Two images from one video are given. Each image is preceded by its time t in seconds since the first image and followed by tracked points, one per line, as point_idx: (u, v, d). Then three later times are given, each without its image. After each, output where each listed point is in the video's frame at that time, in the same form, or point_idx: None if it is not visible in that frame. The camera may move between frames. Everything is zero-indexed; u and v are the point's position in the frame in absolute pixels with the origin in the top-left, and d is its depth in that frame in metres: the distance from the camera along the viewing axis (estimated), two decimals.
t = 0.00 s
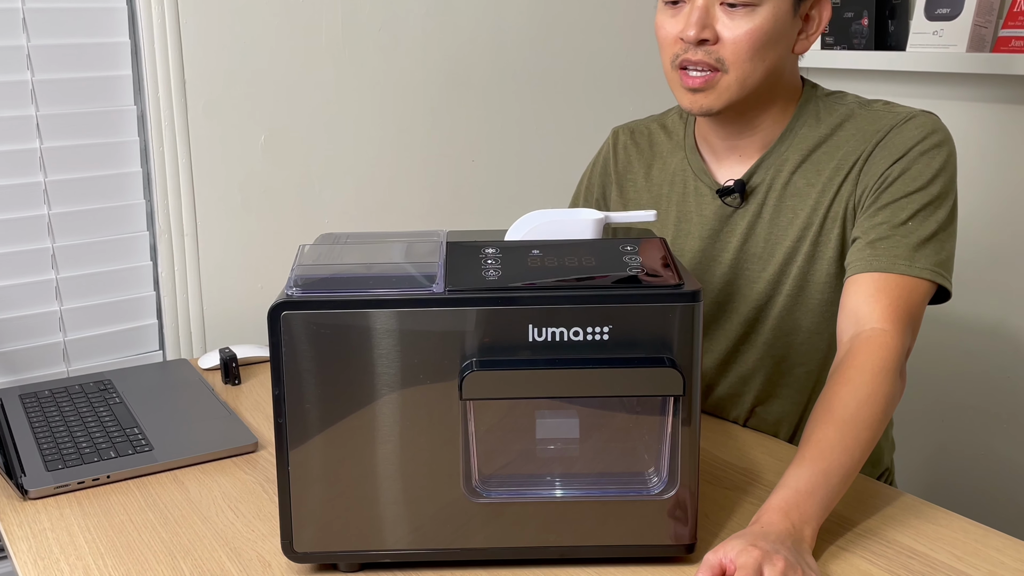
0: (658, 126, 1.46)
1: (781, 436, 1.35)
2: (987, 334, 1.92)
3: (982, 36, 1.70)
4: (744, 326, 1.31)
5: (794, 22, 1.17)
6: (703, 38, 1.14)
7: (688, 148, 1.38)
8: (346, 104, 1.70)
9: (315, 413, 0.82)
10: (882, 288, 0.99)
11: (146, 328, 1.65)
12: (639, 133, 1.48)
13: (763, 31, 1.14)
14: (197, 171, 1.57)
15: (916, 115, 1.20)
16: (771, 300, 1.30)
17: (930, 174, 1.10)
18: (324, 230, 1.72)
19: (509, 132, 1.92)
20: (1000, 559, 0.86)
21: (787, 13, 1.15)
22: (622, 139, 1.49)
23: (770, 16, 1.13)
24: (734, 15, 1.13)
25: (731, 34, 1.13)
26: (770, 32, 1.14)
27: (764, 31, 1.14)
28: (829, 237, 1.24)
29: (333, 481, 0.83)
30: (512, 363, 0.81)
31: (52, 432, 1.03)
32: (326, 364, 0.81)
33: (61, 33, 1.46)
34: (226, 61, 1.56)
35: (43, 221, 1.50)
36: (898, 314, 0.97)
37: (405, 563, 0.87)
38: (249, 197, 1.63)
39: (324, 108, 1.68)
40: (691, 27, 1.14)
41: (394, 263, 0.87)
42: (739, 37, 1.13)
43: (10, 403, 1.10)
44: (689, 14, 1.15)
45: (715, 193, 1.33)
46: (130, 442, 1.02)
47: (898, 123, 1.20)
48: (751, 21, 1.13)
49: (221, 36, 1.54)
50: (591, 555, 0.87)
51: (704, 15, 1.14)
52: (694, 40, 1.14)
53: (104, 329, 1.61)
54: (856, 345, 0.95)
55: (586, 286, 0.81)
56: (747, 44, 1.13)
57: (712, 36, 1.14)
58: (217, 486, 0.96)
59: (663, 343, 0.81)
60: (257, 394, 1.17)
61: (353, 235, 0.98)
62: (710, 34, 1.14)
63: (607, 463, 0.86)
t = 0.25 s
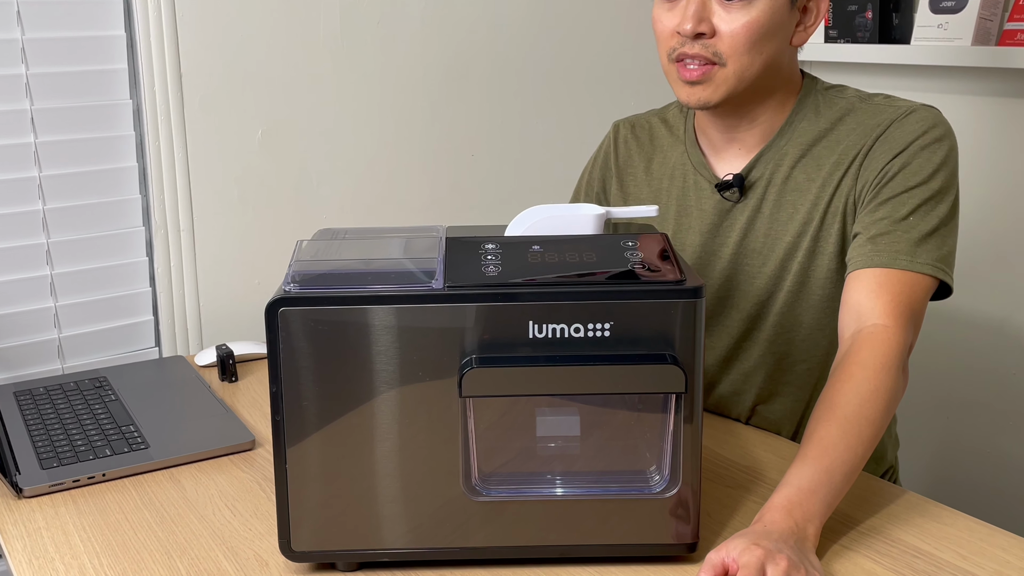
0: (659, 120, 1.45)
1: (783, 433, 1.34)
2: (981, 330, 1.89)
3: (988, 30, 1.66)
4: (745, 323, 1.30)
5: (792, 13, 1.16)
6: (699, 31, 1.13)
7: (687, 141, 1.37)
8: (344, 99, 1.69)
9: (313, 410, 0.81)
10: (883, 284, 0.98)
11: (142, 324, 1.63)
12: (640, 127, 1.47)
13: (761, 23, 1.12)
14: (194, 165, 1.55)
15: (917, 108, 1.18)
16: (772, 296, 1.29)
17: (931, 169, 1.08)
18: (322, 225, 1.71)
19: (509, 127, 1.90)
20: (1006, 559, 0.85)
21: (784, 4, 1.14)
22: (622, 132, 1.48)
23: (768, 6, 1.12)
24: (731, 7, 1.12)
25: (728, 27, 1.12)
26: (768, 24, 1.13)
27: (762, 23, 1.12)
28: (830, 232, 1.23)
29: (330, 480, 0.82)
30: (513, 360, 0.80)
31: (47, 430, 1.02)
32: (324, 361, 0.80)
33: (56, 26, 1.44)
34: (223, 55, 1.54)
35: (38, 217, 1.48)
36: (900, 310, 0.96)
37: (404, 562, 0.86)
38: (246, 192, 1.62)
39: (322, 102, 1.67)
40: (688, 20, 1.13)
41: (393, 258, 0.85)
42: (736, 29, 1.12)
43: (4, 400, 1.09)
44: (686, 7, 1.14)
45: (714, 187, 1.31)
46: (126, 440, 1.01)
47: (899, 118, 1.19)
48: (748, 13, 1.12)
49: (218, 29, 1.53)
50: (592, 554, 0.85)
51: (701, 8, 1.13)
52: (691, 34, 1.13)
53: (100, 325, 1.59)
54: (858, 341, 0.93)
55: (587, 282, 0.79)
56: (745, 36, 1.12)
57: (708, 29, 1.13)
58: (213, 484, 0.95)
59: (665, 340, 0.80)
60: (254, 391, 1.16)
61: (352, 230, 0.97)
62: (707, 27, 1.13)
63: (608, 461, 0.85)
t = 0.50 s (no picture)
0: (661, 116, 1.44)
1: (787, 431, 1.33)
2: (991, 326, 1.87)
3: (993, 23, 1.65)
4: (749, 319, 1.29)
5: None
6: (715, 18, 1.12)
7: (690, 137, 1.36)
8: (341, 92, 1.67)
9: (311, 408, 0.80)
10: (888, 280, 0.96)
11: (138, 320, 1.62)
12: (642, 122, 1.45)
13: (774, 5, 1.11)
14: (190, 159, 1.54)
15: (923, 103, 1.17)
16: (776, 293, 1.28)
17: (937, 163, 1.07)
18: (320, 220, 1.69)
19: (508, 120, 1.88)
20: (1012, 558, 0.84)
21: None
22: (624, 128, 1.46)
23: None
24: None
25: (742, 12, 1.11)
26: (780, 5, 1.12)
27: (774, 5, 1.11)
28: (834, 228, 1.22)
29: (328, 478, 0.81)
30: (513, 357, 0.79)
31: (41, 428, 1.01)
32: (322, 358, 0.79)
33: (53, 19, 1.44)
34: (217, 48, 1.52)
35: (31, 212, 1.47)
36: (905, 306, 0.94)
37: (403, 561, 0.85)
38: (242, 187, 1.60)
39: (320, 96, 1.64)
40: (701, 10, 1.12)
41: (392, 254, 0.84)
42: (750, 13, 1.11)
43: None
44: None
45: (717, 182, 1.30)
46: (121, 437, 0.99)
47: (904, 112, 1.18)
48: None
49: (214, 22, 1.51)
50: (593, 554, 0.84)
51: None
52: (706, 22, 1.12)
53: (96, 321, 1.58)
54: (862, 338, 0.92)
55: (588, 279, 0.78)
56: (760, 19, 1.11)
57: (723, 16, 1.12)
58: (210, 482, 0.94)
59: (667, 336, 0.79)
60: (251, 389, 1.15)
61: (350, 225, 0.96)
62: (722, 14, 1.12)
63: (609, 459, 0.84)
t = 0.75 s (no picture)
0: (664, 109, 1.42)
1: (790, 428, 1.32)
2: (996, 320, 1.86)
3: (999, 16, 1.62)
4: (753, 315, 1.28)
5: None
6: (717, 7, 1.11)
7: (694, 131, 1.34)
8: (338, 86, 1.65)
9: (309, 405, 0.79)
10: (894, 275, 0.95)
11: (134, 317, 1.59)
12: (645, 116, 1.44)
13: None
14: (186, 153, 1.52)
15: (930, 96, 1.15)
16: (781, 288, 1.27)
17: (944, 157, 1.06)
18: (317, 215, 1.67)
19: (509, 114, 1.85)
20: (1018, 557, 0.83)
21: None
22: (627, 122, 1.45)
23: None
24: None
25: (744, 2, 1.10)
26: None
27: None
28: (839, 223, 1.21)
29: (326, 476, 0.80)
30: (512, 354, 0.78)
31: (36, 425, 1.00)
32: (321, 355, 0.78)
33: (44, 11, 1.40)
34: (213, 40, 1.50)
35: (26, 207, 1.44)
36: (912, 302, 0.93)
37: (402, 560, 0.84)
38: (239, 182, 1.58)
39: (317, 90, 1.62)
40: None
41: (390, 250, 0.83)
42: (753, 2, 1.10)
43: None
44: None
45: (721, 176, 1.29)
46: (117, 435, 0.98)
47: (911, 105, 1.16)
48: None
49: (209, 14, 1.49)
50: (594, 553, 0.83)
51: None
52: (708, 11, 1.11)
53: (91, 318, 1.55)
54: (868, 334, 0.91)
55: (589, 274, 0.77)
56: (763, 8, 1.10)
57: (726, 5, 1.11)
58: (206, 480, 0.93)
59: (668, 333, 0.78)
60: (248, 386, 1.14)
61: (348, 221, 0.94)
62: (724, 3, 1.11)
63: (611, 457, 0.83)
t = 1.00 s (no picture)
0: (665, 104, 1.42)
1: (793, 426, 1.30)
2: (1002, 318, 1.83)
3: (1005, 9, 1.61)
4: (756, 311, 1.27)
5: None
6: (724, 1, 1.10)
7: (696, 125, 1.33)
8: (337, 79, 1.62)
9: (306, 402, 0.78)
10: (900, 270, 0.94)
11: (129, 313, 1.55)
12: (645, 110, 1.43)
13: None
14: (183, 147, 1.48)
15: (936, 90, 1.14)
16: (784, 284, 1.26)
17: (950, 153, 1.04)
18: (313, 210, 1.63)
19: (509, 108, 1.83)
20: None
21: None
22: (627, 118, 1.44)
23: None
24: None
25: None
26: None
27: None
28: (844, 218, 1.19)
29: (325, 474, 0.79)
30: (512, 350, 0.76)
31: (30, 423, 0.99)
32: (319, 352, 0.77)
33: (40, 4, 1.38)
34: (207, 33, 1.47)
35: (20, 202, 1.41)
36: (917, 298, 0.92)
37: (401, 560, 0.83)
38: (236, 177, 1.54)
39: (316, 82, 1.59)
40: None
41: (389, 245, 0.82)
42: None
43: None
44: None
45: (725, 170, 1.28)
46: (112, 433, 0.97)
47: (917, 100, 1.15)
48: None
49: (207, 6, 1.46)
50: (596, 552, 0.82)
51: None
52: (715, 5, 1.10)
53: (86, 315, 1.52)
54: (873, 330, 0.90)
55: (590, 270, 0.76)
56: (771, 2, 1.09)
57: None
58: (202, 479, 0.92)
59: (670, 329, 0.76)
60: (245, 383, 1.13)
61: (346, 216, 0.93)
62: None
63: (612, 455, 0.82)
